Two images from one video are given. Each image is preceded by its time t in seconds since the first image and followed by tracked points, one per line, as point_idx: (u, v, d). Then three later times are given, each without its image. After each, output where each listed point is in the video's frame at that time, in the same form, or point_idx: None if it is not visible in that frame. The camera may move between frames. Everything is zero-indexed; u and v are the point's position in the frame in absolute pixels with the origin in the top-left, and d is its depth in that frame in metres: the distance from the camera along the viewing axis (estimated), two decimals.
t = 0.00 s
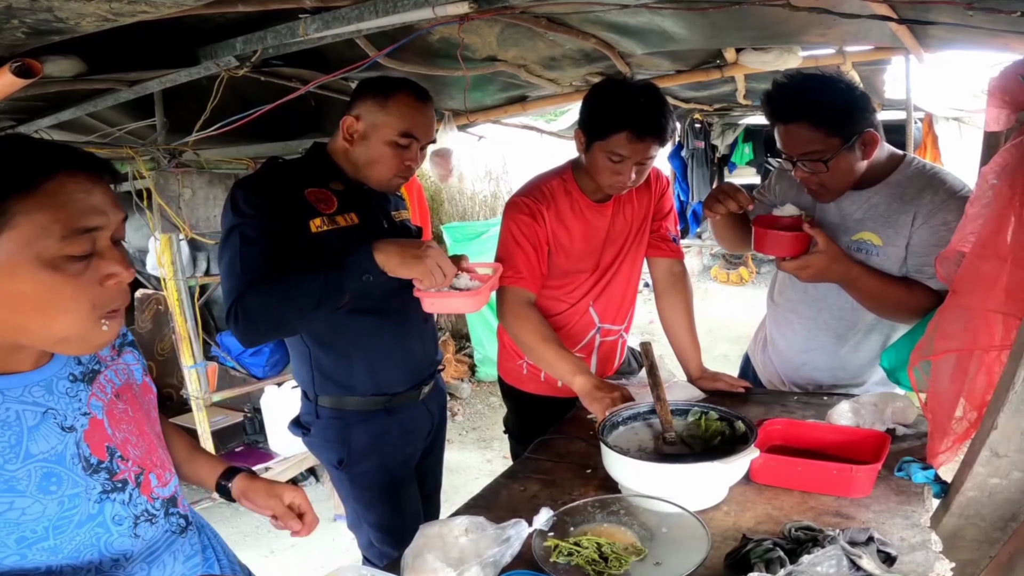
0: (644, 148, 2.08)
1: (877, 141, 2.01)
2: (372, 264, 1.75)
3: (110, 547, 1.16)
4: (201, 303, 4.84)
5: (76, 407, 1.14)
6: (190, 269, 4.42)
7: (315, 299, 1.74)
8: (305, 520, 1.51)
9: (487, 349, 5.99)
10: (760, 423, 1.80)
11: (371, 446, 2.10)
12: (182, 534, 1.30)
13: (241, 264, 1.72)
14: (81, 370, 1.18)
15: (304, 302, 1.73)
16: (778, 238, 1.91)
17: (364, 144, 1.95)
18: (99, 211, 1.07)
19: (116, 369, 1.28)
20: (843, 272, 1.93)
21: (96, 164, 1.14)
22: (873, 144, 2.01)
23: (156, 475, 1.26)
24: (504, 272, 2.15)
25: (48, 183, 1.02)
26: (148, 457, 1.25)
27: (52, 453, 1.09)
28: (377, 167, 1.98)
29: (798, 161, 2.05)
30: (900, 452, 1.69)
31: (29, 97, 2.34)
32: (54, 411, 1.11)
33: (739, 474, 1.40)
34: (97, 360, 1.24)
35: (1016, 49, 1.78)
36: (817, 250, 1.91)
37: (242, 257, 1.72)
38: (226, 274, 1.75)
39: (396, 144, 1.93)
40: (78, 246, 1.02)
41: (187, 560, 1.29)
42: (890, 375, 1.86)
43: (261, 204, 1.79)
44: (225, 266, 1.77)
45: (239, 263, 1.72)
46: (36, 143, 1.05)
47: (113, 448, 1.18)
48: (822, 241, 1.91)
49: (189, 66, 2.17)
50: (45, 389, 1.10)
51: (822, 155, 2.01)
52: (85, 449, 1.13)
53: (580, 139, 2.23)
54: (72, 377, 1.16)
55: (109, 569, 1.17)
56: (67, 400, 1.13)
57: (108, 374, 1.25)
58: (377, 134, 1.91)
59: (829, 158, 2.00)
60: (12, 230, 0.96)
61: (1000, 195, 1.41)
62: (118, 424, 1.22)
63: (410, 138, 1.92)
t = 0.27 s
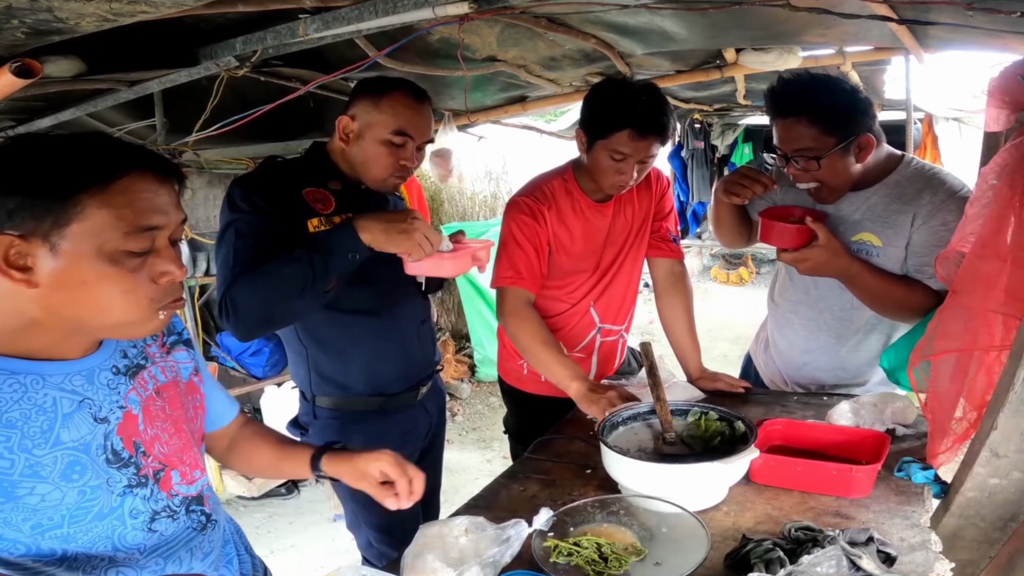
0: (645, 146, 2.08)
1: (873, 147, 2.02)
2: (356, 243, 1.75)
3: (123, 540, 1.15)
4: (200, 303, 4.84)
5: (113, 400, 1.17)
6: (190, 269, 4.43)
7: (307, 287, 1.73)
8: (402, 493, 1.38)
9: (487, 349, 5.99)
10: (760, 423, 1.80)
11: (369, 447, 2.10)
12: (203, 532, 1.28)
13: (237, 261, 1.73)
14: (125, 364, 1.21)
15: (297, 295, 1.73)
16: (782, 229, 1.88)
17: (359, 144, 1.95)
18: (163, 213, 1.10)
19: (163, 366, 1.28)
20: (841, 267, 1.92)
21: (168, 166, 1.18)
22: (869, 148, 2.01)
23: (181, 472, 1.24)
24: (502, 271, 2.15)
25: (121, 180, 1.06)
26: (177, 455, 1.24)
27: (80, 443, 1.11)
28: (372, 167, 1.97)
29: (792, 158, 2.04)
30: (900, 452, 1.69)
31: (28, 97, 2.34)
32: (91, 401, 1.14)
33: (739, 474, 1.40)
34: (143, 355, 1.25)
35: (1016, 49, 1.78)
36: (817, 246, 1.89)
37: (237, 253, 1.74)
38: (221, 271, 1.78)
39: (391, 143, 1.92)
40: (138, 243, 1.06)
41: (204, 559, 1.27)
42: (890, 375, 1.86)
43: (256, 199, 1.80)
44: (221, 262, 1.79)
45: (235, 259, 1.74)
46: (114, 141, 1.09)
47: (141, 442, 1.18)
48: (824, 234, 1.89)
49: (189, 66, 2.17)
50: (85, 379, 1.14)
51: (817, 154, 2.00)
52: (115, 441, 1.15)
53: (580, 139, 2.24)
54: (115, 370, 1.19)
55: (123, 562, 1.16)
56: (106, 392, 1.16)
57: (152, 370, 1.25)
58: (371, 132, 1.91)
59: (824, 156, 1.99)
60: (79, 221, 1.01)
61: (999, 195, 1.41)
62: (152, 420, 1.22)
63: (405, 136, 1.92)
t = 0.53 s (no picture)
0: (645, 146, 2.08)
1: (873, 146, 2.02)
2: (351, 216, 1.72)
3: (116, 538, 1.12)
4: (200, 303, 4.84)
5: (134, 404, 1.13)
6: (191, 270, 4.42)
7: (307, 269, 1.72)
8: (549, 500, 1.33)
9: (488, 349, 6.00)
10: (760, 423, 1.80)
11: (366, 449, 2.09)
12: (208, 543, 1.22)
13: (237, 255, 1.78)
14: (160, 370, 1.16)
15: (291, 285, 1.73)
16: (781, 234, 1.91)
17: (357, 143, 1.95)
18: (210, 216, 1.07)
19: (207, 375, 1.22)
20: (837, 268, 1.93)
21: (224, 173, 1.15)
22: (869, 148, 2.02)
23: (196, 480, 1.19)
24: (500, 273, 2.15)
25: (176, 184, 1.04)
26: (196, 464, 1.19)
27: (85, 440, 1.08)
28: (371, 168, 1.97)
29: (794, 169, 2.05)
30: (900, 452, 1.69)
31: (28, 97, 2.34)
32: (110, 401, 1.10)
33: (739, 474, 1.40)
34: (186, 362, 1.20)
35: (1016, 49, 1.78)
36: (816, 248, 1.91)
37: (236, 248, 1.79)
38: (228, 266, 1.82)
39: (387, 140, 1.93)
40: (185, 248, 1.03)
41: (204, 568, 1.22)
42: (890, 376, 1.86)
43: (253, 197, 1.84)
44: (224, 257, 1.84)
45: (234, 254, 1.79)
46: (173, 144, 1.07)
47: (154, 449, 1.14)
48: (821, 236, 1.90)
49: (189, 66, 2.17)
50: (108, 379, 1.10)
51: (818, 163, 2.01)
52: (124, 444, 1.11)
53: (581, 139, 2.24)
54: (145, 374, 1.14)
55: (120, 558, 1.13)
56: (127, 396, 1.12)
57: (190, 379, 1.20)
58: (366, 130, 1.92)
59: (825, 165, 2.00)
60: (131, 221, 0.99)
61: (999, 195, 1.41)
62: (175, 428, 1.17)
63: (400, 133, 1.92)
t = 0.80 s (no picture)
0: (644, 146, 2.08)
1: (878, 141, 2.02)
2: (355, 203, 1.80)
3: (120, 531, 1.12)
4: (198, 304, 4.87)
5: (152, 403, 1.12)
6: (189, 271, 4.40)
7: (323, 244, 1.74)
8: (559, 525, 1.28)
9: (487, 349, 6.00)
10: (760, 423, 1.80)
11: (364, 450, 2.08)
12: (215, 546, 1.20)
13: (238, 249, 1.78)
14: (183, 372, 1.16)
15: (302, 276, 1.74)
16: (771, 253, 1.91)
17: (353, 138, 1.96)
18: (232, 233, 1.04)
19: (232, 380, 1.22)
20: (838, 278, 1.94)
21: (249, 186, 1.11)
22: (874, 143, 2.02)
23: (211, 483, 1.18)
24: (497, 274, 2.15)
25: (197, 202, 1.01)
26: (212, 466, 1.18)
27: (98, 435, 1.08)
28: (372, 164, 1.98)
29: (798, 164, 2.06)
30: (900, 451, 1.69)
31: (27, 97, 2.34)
32: (128, 398, 1.10)
33: (739, 474, 1.40)
34: (212, 366, 1.20)
35: (1016, 49, 1.78)
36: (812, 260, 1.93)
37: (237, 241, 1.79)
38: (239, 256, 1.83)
39: (384, 129, 1.94)
40: (202, 267, 1.01)
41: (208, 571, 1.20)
42: (890, 375, 1.85)
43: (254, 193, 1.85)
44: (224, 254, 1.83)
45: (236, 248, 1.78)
46: (199, 157, 1.04)
47: (170, 448, 1.14)
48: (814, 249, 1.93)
49: (188, 66, 2.17)
50: (129, 377, 1.10)
51: (821, 158, 2.01)
52: (139, 441, 1.11)
53: (580, 140, 2.23)
54: (166, 375, 1.14)
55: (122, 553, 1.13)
56: (147, 394, 1.12)
57: (215, 383, 1.20)
58: (362, 122, 1.94)
59: (829, 160, 2.00)
60: (149, 238, 0.98)
61: (999, 195, 1.41)
62: (194, 430, 1.17)
63: (396, 118, 1.94)
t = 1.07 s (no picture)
0: (641, 145, 2.08)
1: (888, 132, 2.02)
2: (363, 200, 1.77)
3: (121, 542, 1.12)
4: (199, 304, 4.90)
5: (145, 408, 1.13)
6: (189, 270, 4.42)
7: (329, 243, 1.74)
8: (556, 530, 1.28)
9: (487, 350, 6.00)
10: (760, 423, 1.80)
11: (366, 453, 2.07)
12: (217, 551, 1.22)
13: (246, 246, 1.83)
14: (171, 374, 1.16)
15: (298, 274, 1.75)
16: (766, 258, 1.90)
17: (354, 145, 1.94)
18: (213, 229, 1.05)
19: (220, 381, 1.22)
20: (836, 280, 1.95)
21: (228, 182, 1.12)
22: (883, 134, 2.02)
23: (209, 487, 1.19)
24: (496, 276, 2.15)
25: (175, 197, 1.01)
26: (208, 470, 1.19)
27: (94, 444, 1.07)
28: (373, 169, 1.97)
29: (807, 148, 2.06)
30: (900, 452, 1.69)
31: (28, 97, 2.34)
32: (120, 404, 1.10)
33: (740, 474, 1.40)
34: (199, 367, 1.20)
35: (1016, 49, 1.78)
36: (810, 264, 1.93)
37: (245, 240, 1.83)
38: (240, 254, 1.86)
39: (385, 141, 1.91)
40: (182, 264, 1.01)
41: None
42: (890, 376, 1.85)
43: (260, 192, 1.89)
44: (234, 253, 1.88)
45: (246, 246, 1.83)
46: (176, 153, 1.04)
47: (165, 453, 1.14)
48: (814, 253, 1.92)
49: (190, 66, 2.16)
50: (119, 383, 1.10)
51: (829, 142, 2.02)
52: (135, 447, 1.11)
53: (580, 140, 2.23)
54: (157, 379, 1.14)
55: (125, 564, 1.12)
56: (139, 399, 1.12)
57: (203, 384, 1.20)
58: (364, 133, 1.90)
59: (837, 144, 2.01)
60: (126, 236, 0.98)
61: (999, 195, 1.41)
62: (187, 433, 1.17)
63: (398, 131, 1.90)
